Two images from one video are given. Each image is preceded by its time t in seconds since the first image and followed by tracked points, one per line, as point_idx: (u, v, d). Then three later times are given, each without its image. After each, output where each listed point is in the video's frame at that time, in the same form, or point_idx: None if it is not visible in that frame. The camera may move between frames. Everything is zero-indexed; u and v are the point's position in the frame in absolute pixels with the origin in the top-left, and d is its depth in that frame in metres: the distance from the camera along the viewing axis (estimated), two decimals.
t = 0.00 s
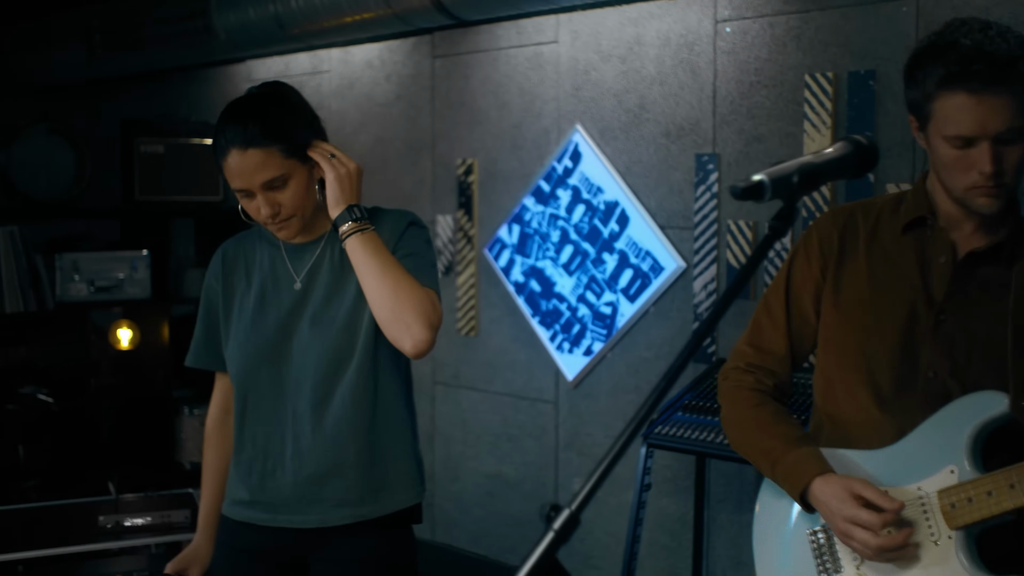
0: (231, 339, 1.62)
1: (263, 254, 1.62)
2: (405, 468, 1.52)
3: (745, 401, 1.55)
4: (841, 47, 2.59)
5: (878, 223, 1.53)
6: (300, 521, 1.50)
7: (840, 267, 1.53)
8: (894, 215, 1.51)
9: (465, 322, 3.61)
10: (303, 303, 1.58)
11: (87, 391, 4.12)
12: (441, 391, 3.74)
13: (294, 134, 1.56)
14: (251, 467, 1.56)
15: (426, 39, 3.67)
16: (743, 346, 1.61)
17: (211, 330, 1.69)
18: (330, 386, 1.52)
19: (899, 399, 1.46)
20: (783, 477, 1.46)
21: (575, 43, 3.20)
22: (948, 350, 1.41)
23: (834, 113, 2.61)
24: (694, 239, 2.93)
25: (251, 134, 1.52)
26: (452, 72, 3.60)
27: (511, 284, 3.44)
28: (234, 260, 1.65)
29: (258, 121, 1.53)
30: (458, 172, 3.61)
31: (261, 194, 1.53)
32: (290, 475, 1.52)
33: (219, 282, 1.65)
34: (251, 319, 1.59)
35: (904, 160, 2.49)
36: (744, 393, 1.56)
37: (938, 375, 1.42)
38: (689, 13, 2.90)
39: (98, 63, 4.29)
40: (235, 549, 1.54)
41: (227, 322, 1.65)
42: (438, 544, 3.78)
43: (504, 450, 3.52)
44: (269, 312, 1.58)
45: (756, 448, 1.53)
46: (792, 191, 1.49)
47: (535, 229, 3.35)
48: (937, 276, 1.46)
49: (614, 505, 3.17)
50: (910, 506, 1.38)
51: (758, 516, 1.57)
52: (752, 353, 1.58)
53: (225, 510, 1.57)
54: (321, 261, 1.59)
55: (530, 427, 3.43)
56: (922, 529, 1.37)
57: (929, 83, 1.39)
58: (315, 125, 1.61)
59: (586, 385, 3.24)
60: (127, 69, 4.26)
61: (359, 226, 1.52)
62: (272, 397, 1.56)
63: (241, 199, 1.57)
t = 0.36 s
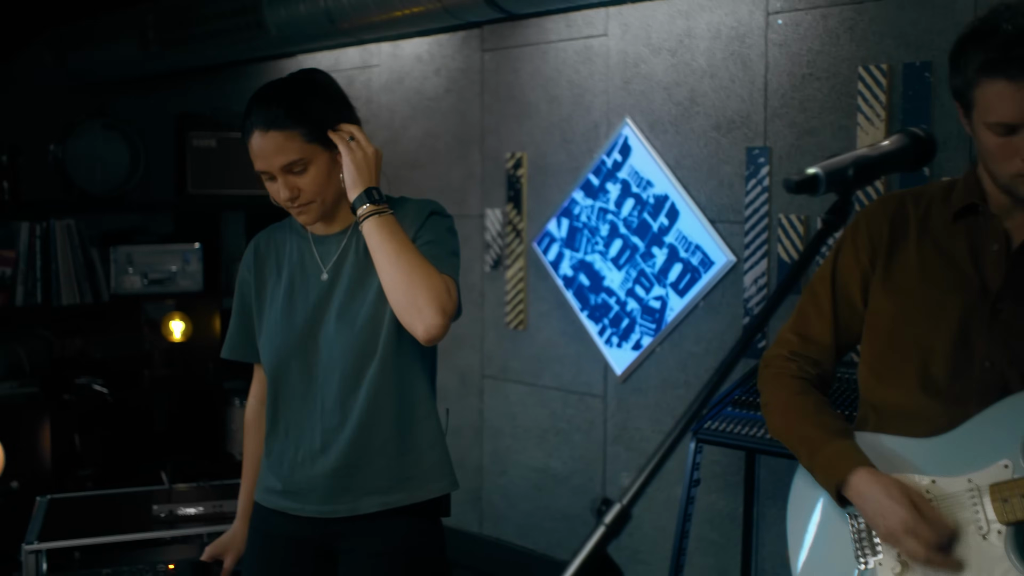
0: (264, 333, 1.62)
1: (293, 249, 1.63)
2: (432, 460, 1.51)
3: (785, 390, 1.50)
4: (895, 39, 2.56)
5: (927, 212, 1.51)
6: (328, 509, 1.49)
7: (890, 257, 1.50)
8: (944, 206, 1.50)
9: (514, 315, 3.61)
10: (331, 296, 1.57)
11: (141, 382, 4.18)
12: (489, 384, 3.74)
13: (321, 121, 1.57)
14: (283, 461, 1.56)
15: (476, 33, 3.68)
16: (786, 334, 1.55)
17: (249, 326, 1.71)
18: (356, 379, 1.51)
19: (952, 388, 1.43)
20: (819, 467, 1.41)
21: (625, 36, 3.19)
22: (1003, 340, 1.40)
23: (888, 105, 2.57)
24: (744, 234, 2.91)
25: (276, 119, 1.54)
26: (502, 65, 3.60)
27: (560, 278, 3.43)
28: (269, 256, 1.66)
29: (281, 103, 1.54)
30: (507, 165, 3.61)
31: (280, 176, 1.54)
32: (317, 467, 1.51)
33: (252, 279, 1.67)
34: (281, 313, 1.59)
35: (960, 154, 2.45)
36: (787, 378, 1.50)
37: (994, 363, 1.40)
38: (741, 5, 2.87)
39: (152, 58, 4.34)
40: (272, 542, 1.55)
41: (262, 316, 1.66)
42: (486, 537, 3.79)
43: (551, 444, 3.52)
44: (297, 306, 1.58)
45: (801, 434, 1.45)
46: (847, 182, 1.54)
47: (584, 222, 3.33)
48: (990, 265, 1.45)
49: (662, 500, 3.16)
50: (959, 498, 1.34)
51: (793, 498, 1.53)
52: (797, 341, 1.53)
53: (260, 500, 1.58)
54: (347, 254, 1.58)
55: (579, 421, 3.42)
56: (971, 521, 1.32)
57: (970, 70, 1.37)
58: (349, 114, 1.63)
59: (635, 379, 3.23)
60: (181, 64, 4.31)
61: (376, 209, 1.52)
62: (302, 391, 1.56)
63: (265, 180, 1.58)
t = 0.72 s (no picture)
0: (279, 327, 1.62)
1: (309, 242, 1.62)
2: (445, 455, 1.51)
3: (858, 398, 1.57)
4: (953, 33, 2.52)
5: (1001, 221, 1.58)
6: (341, 504, 1.49)
7: (964, 265, 1.58)
8: (1018, 214, 1.57)
9: (564, 312, 3.61)
10: (345, 291, 1.56)
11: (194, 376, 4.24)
12: (538, 381, 3.74)
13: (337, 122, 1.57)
14: (295, 455, 1.56)
15: (527, 30, 3.68)
16: (856, 340, 1.63)
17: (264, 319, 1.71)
18: (369, 374, 1.50)
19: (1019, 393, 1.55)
20: (897, 479, 1.48)
21: (676, 32, 3.17)
22: None
23: (946, 100, 2.53)
24: (797, 231, 2.88)
25: (292, 121, 1.54)
26: (553, 62, 3.59)
27: (610, 275, 3.42)
28: (285, 250, 1.65)
29: (296, 106, 1.55)
30: (557, 162, 3.60)
31: (296, 179, 1.55)
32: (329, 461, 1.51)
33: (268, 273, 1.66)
34: (296, 310, 1.59)
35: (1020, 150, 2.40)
36: (858, 389, 1.57)
37: None
38: None
39: (206, 56, 4.39)
40: (288, 535, 1.55)
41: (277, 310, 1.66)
42: (534, 533, 3.80)
43: (601, 441, 3.52)
44: (312, 301, 1.58)
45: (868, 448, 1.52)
46: (905, 182, 1.47)
47: (635, 220, 3.32)
48: None
49: (713, 499, 3.14)
50: None
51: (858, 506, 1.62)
52: (869, 347, 1.61)
53: (274, 492, 1.59)
54: (362, 249, 1.57)
55: (628, 418, 3.41)
56: None
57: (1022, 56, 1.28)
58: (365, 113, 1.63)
59: (685, 377, 3.21)
60: (234, 62, 4.36)
61: (399, 199, 1.53)
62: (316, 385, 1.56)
63: (281, 183, 1.59)
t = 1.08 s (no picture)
0: (299, 326, 1.66)
1: (332, 245, 1.67)
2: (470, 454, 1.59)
3: (923, 390, 1.56)
4: (1021, 29, 2.46)
5: None
6: (371, 501, 1.55)
7: None
8: None
9: (621, 312, 3.59)
10: (374, 294, 1.62)
11: (254, 374, 4.29)
12: (594, 381, 3.73)
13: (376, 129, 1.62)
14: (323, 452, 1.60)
15: (584, 29, 3.67)
16: (920, 333, 1.62)
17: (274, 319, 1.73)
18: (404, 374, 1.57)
19: None
20: (967, 471, 1.47)
21: (736, 31, 3.14)
22: None
23: (1013, 98, 2.48)
24: (858, 232, 2.84)
25: (342, 129, 1.58)
26: (610, 61, 3.58)
27: (667, 276, 3.40)
28: (303, 251, 1.69)
29: (345, 114, 1.59)
30: (614, 162, 3.59)
31: (343, 186, 1.59)
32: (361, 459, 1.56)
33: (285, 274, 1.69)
34: (319, 308, 1.63)
35: None
36: (923, 380, 1.57)
37: None
38: None
39: (266, 58, 4.44)
40: (309, 535, 1.59)
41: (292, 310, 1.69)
42: (590, 534, 3.79)
43: (658, 442, 3.50)
44: (338, 301, 1.62)
45: (939, 437, 1.52)
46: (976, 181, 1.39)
47: (693, 220, 3.30)
48: None
49: (771, 502, 3.11)
50: None
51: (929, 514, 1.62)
52: (934, 341, 1.60)
53: (291, 490, 1.62)
54: (390, 254, 1.63)
55: (685, 420, 3.39)
56: None
57: None
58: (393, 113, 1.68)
59: (743, 379, 3.18)
60: (294, 63, 4.40)
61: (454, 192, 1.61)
62: (343, 384, 1.60)
63: (322, 188, 1.63)
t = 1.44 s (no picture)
0: (318, 324, 1.67)
1: (348, 242, 1.68)
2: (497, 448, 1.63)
3: (980, 386, 1.82)
4: None
5: None
6: (404, 498, 1.58)
7: None
8: None
9: (674, 313, 3.57)
10: (394, 290, 1.64)
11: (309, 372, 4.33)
12: (648, 382, 3.71)
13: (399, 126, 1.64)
14: (354, 449, 1.63)
15: (639, 29, 3.65)
16: (986, 336, 1.85)
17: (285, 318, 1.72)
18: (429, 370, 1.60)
19: None
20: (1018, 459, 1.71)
21: (793, 29, 3.11)
22: None
23: None
24: (918, 232, 2.79)
25: (377, 109, 1.61)
26: (665, 61, 3.56)
27: (722, 277, 3.37)
28: (318, 249, 1.70)
29: (381, 93, 1.62)
30: (669, 162, 3.57)
31: (371, 165, 1.62)
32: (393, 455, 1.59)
33: (300, 272, 1.70)
34: (341, 308, 1.64)
35: None
36: (984, 378, 1.82)
37: None
38: None
39: (322, 58, 4.48)
40: (344, 536, 1.61)
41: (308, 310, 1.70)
42: (643, 536, 3.77)
43: (711, 444, 3.47)
44: (359, 299, 1.64)
45: (995, 438, 1.76)
46: None
47: (748, 220, 3.27)
48: None
49: (828, 507, 3.07)
50: None
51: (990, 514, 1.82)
52: (996, 342, 1.84)
53: (322, 488, 1.64)
54: (408, 251, 1.65)
55: (740, 422, 3.36)
56: None
57: None
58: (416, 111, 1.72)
59: (798, 381, 3.15)
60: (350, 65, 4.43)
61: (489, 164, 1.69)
62: (367, 381, 1.62)
63: (346, 167, 1.65)
